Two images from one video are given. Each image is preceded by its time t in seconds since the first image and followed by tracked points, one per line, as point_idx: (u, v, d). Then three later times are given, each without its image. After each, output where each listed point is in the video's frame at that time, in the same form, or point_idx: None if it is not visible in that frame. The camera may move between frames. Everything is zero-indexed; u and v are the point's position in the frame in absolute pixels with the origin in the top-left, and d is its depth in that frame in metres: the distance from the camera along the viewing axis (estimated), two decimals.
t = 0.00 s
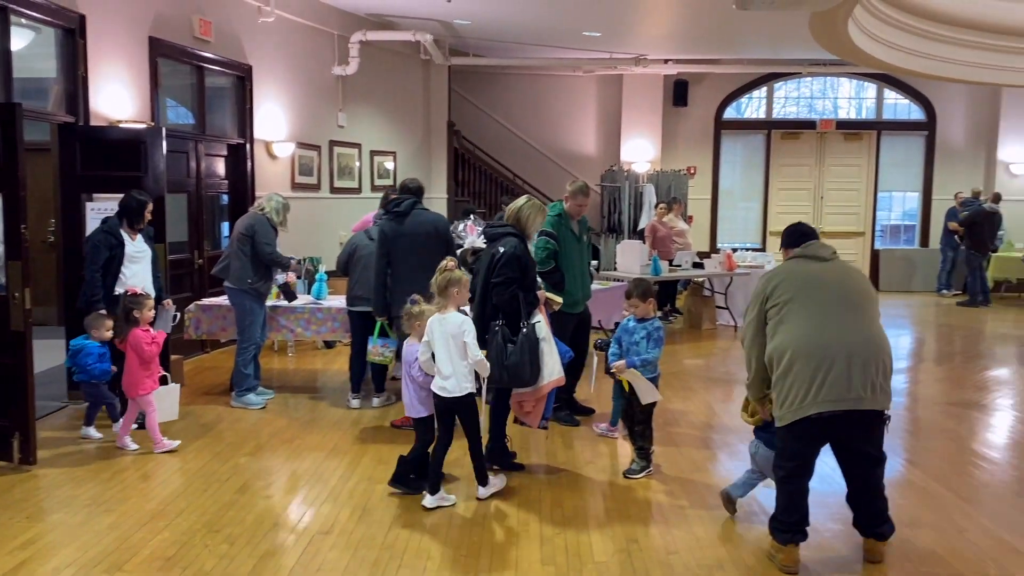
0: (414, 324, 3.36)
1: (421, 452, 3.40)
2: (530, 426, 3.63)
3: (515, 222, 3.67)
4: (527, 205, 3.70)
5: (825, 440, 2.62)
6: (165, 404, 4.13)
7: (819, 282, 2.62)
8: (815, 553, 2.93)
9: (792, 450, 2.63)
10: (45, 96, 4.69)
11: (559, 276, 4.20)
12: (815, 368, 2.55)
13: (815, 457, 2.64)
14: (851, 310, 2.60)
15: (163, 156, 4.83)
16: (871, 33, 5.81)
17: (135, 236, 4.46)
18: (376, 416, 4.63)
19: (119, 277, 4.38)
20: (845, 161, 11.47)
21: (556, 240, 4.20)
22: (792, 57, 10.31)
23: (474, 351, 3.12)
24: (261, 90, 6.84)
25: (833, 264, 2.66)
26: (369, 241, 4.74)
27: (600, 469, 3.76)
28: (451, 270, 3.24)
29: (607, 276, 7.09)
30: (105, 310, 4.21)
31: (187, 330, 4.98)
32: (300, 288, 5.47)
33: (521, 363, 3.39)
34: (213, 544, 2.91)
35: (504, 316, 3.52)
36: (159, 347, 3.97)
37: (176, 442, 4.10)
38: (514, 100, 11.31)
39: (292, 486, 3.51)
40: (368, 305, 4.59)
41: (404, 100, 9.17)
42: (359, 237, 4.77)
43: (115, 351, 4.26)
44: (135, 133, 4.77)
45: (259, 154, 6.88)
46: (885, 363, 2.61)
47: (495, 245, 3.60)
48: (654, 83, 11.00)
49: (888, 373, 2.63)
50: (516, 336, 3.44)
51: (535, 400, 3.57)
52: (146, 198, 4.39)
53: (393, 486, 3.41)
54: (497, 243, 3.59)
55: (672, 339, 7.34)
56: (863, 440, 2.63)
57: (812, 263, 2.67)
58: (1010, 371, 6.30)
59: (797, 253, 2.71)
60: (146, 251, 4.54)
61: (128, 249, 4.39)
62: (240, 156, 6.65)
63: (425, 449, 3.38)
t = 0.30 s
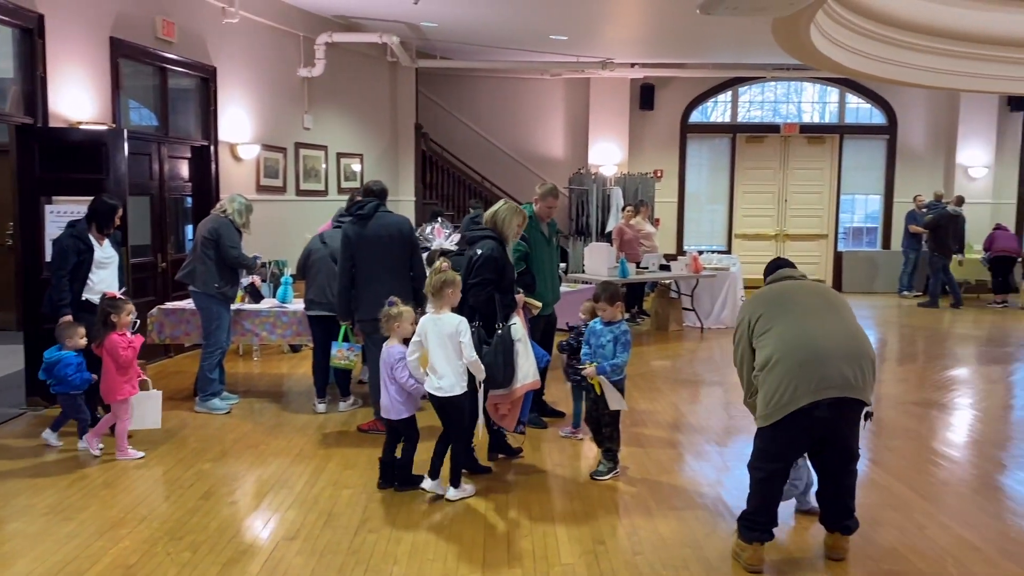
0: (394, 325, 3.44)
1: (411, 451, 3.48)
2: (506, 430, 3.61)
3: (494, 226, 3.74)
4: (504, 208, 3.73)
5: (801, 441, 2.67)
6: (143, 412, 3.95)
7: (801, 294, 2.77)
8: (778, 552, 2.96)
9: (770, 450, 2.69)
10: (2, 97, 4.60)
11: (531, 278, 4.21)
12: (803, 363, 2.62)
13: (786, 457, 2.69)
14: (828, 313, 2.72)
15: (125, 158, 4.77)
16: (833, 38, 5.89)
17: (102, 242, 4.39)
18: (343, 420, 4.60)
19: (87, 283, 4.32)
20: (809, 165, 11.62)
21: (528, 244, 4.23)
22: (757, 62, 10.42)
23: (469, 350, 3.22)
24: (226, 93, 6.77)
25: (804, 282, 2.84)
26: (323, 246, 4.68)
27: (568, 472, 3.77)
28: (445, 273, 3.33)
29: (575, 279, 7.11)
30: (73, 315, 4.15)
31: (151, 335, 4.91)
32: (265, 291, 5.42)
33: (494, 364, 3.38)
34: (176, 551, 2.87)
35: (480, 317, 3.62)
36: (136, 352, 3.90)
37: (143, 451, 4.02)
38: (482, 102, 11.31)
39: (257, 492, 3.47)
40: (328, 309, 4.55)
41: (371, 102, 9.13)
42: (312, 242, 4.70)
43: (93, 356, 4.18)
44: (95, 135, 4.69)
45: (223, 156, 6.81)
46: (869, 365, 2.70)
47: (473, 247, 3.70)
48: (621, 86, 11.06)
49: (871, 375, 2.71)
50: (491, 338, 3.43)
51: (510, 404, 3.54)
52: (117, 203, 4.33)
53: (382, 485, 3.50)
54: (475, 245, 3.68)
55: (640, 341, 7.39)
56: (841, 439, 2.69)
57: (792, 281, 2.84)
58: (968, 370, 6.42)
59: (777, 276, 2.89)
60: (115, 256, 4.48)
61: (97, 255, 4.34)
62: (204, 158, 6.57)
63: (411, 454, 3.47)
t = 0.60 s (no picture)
0: (376, 327, 3.41)
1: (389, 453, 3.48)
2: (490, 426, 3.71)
3: (471, 225, 3.68)
4: (482, 209, 3.70)
5: (767, 437, 2.69)
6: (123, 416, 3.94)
7: (775, 293, 2.82)
8: (742, 551, 2.98)
9: (738, 444, 2.71)
10: None
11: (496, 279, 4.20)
12: (762, 355, 2.67)
13: (754, 454, 2.70)
14: (800, 311, 2.75)
15: (84, 159, 4.68)
16: (795, 42, 5.96)
17: (69, 244, 4.36)
18: (307, 424, 4.55)
19: (58, 289, 4.30)
20: (772, 167, 11.76)
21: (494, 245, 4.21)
22: (721, 66, 10.52)
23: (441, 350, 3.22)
24: (188, 94, 6.69)
25: (786, 284, 2.88)
26: (276, 251, 4.56)
27: (535, 474, 3.77)
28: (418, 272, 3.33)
29: (541, 280, 7.12)
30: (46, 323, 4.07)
31: (111, 339, 4.84)
32: (228, 294, 5.36)
33: (465, 361, 3.47)
34: (136, 559, 2.83)
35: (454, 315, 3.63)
36: (104, 356, 3.82)
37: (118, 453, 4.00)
38: (448, 104, 11.29)
39: (219, 498, 3.43)
40: (288, 315, 4.49)
41: (336, 104, 9.07)
42: (267, 248, 4.60)
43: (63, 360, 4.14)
44: (53, 136, 4.59)
45: (186, 157, 6.72)
46: (837, 363, 2.71)
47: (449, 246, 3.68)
48: (587, 89, 11.10)
49: (839, 373, 2.71)
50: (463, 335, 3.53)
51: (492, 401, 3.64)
52: (81, 205, 4.27)
53: (349, 483, 3.53)
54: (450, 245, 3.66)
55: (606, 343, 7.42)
56: (809, 437, 2.70)
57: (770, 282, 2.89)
58: (928, 370, 6.53)
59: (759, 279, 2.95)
60: (82, 260, 4.45)
61: (65, 258, 4.30)
62: (165, 160, 6.48)
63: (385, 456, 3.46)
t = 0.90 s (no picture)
0: (348, 327, 3.42)
1: (354, 454, 3.47)
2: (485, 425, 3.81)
3: (452, 228, 3.65)
4: (466, 216, 3.66)
5: (725, 433, 2.72)
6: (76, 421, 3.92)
7: (743, 292, 2.85)
8: (705, 548, 3.00)
9: (697, 439, 2.74)
10: None
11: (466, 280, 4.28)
12: (722, 351, 2.72)
13: (715, 451, 2.73)
14: (764, 309, 2.78)
15: (40, 160, 4.61)
16: (758, 46, 6.03)
17: (34, 247, 4.24)
18: (270, 427, 4.50)
19: (26, 293, 4.19)
20: (736, 170, 11.88)
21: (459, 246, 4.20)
22: (685, 69, 10.61)
23: (414, 351, 3.23)
24: (149, 95, 6.60)
25: (758, 284, 2.92)
26: (233, 253, 4.51)
27: (501, 475, 3.77)
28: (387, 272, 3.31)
29: (507, 282, 7.13)
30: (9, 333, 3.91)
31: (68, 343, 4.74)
32: (190, 297, 5.29)
33: (443, 363, 3.52)
34: (93, 567, 2.77)
35: (431, 317, 3.62)
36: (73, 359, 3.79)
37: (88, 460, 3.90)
38: (414, 105, 11.25)
39: (180, 503, 3.38)
40: (249, 317, 4.44)
41: (301, 105, 9.00)
42: (223, 250, 4.55)
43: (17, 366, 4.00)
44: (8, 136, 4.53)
45: (146, 157, 6.62)
46: (798, 362, 2.72)
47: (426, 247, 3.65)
48: (553, 91, 11.12)
49: (799, 373, 2.73)
50: (442, 337, 3.58)
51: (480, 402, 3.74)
52: (43, 205, 4.16)
53: (341, 492, 3.45)
54: (427, 247, 3.63)
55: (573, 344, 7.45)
56: (769, 434, 2.73)
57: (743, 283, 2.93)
58: (888, 369, 6.64)
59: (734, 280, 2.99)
60: (49, 261, 4.34)
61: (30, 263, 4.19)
62: (125, 160, 6.38)
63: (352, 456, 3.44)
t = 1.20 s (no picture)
0: (316, 327, 3.46)
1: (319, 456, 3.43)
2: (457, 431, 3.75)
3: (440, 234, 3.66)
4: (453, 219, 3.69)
5: (694, 434, 2.73)
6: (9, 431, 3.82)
7: (713, 294, 2.86)
8: (669, 547, 3.03)
9: (666, 438, 2.76)
10: None
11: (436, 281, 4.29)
12: (694, 351, 2.73)
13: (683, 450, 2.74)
14: (732, 308, 2.80)
15: None
16: (721, 49, 6.08)
17: None
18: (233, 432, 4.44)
19: None
20: (700, 171, 11.99)
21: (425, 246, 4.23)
22: (649, 71, 10.68)
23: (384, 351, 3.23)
24: (108, 95, 6.49)
25: (726, 284, 2.94)
26: (193, 255, 4.44)
27: (467, 477, 3.76)
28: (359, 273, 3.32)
29: (474, 284, 7.12)
30: None
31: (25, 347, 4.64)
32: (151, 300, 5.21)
33: (424, 368, 3.51)
34: None
35: (415, 322, 3.61)
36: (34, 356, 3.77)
37: (44, 467, 3.82)
38: (379, 105, 11.19)
39: (141, 509, 3.33)
40: (209, 320, 4.38)
41: (264, 105, 8.92)
42: (183, 252, 4.48)
43: None
44: None
45: (106, 158, 6.51)
46: (767, 364, 2.75)
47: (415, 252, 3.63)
48: (518, 92, 11.14)
49: (768, 374, 2.76)
50: (426, 342, 3.57)
51: (455, 405, 3.71)
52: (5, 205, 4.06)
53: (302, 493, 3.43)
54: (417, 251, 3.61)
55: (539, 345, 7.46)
56: (736, 433, 2.75)
57: (713, 285, 2.95)
58: (849, 368, 6.74)
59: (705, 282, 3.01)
60: (11, 262, 4.21)
61: None
62: (84, 161, 6.27)
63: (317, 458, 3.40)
